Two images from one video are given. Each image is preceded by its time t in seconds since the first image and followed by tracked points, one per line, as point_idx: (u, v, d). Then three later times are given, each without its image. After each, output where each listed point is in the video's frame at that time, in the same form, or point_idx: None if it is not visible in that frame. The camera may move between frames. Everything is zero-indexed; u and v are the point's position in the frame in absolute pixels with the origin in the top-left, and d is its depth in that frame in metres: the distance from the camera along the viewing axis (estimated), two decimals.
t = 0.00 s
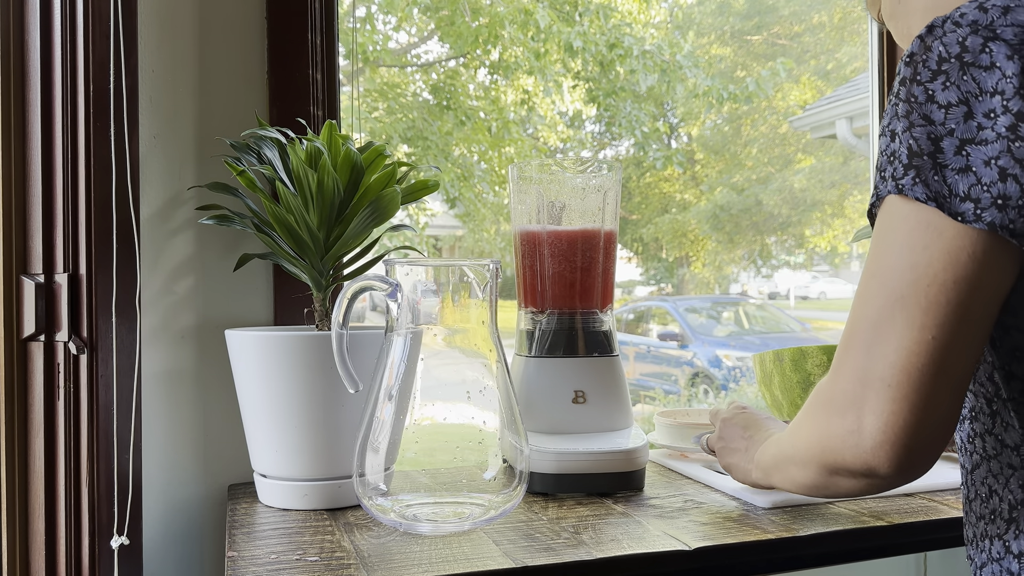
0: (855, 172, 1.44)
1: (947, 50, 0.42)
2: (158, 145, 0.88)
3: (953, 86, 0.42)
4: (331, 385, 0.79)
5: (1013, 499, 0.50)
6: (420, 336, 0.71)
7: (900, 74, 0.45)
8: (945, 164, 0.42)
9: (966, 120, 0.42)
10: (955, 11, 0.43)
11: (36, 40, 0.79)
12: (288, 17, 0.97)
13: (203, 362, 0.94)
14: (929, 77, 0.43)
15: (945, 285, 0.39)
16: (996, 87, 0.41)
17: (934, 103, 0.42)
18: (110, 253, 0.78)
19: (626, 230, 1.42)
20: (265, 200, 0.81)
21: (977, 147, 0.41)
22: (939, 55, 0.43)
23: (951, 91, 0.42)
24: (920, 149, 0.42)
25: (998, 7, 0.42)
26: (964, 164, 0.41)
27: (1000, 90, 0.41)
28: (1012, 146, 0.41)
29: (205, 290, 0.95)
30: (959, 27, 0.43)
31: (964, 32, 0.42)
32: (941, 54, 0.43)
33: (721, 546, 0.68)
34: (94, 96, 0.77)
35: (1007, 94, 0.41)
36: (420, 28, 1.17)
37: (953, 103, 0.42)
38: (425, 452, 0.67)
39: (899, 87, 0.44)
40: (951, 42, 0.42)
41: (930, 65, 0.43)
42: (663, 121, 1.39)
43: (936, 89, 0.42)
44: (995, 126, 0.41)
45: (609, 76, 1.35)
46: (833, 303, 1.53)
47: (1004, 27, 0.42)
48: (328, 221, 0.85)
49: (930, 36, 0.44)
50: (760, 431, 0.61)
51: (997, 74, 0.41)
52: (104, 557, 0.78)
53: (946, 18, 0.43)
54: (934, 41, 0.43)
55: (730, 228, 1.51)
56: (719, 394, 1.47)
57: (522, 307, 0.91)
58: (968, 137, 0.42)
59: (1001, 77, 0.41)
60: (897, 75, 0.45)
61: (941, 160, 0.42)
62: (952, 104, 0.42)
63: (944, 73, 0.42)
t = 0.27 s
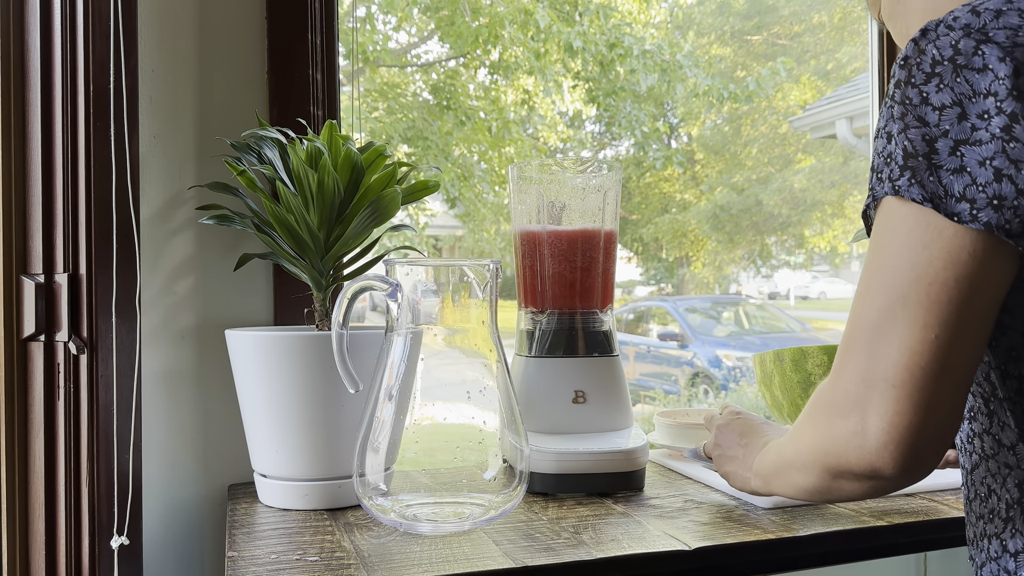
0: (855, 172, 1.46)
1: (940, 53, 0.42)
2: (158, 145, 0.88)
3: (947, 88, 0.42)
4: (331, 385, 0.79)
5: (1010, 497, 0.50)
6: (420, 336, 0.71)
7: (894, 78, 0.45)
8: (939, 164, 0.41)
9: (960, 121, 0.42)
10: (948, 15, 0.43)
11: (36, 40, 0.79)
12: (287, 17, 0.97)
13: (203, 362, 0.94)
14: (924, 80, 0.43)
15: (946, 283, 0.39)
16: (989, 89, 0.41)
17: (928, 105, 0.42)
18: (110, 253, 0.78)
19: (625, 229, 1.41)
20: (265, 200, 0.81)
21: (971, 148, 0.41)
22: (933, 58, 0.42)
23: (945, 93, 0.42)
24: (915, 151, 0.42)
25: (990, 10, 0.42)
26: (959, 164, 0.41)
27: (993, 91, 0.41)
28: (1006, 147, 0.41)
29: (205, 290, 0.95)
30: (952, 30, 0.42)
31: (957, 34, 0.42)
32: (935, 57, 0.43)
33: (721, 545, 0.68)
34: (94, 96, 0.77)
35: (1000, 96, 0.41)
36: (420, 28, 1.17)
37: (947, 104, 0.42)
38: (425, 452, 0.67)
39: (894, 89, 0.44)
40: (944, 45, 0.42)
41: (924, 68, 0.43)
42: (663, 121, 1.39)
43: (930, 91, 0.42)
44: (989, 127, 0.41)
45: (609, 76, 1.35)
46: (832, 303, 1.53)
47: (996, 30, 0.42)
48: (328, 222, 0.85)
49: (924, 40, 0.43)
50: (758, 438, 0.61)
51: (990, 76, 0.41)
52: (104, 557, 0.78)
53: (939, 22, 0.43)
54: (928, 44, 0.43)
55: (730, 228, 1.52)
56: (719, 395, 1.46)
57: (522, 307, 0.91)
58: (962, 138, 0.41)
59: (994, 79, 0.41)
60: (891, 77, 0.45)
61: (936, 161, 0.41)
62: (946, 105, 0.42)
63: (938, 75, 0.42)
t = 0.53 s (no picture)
0: (855, 172, 1.45)
1: (938, 52, 0.43)
2: (157, 145, 0.88)
3: (944, 86, 0.42)
4: (331, 385, 0.79)
5: (1009, 495, 0.50)
6: (420, 336, 0.71)
7: (893, 77, 0.45)
8: (934, 161, 0.41)
9: (956, 118, 0.42)
10: (947, 14, 0.44)
11: (36, 40, 0.79)
12: (286, 17, 0.97)
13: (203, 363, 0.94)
14: (921, 78, 0.43)
15: (946, 279, 0.39)
16: (986, 87, 0.41)
17: (925, 103, 0.42)
18: (110, 253, 0.78)
19: (625, 229, 1.41)
20: (265, 200, 0.81)
21: (967, 145, 0.41)
22: (931, 56, 0.43)
23: (941, 91, 0.42)
24: (911, 148, 0.42)
25: (989, 10, 0.43)
26: (953, 161, 0.41)
27: (990, 89, 0.41)
28: (1002, 144, 0.41)
29: (205, 290, 0.95)
30: (951, 29, 0.43)
31: (955, 34, 0.42)
32: (933, 56, 0.43)
33: (721, 545, 0.68)
34: (93, 96, 0.77)
35: (997, 94, 0.41)
36: (420, 28, 1.17)
37: (943, 102, 0.42)
38: (425, 452, 0.67)
39: (892, 88, 0.45)
40: (943, 44, 0.43)
41: (922, 67, 0.43)
42: (663, 121, 1.38)
43: (927, 89, 0.42)
44: (986, 124, 0.41)
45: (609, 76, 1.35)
46: (832, 303, 1.53)
47: (995, 29, 0.42)
48: (328, 221, 0.85)
49: (923, 38, 0.44)
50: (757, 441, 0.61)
51: (987, 74, 0.41)
52: (104, 557, 0.78)
53: (938, 21, 0.44)
54: (926, 43, 0.43)
55: (730, 228, 1.52)
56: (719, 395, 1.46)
57: (522, 307, 0.91)
58: (958, 135, 0.41)
59: (991, 77, 0.41)
60: (891, 77, 0.46)
61: (931, 158, 0.41)
62: (943, 103, 0.42)
63: (935, 74, 0.42)
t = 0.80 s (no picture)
0: (855, 172, 1.43)
1: (952, 45, 0.42)
2: (157, 145, 0.88)
3: (957, 79, 0.42)
4: (331, 385, 0.79)
5: (1012, 495, 0.50)
6: (420, 336, 0.71)
7: (905, 70, 0.45)
8: (948, 154, 0.41)
9: (970, 112, 0.42)
10: (961, 8, 0.44)
11: (36, 41, 0.79)
12: (287, 16, 0.97)
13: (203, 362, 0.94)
14: (934, 72, 0.43)
15: (958, 280, 0.39)
16: (1001, 81, 0.41)
17: (938, 97, 0.42)
18: (110, 253, 0.78)
19: (626, 229, 1.41)
20: (265, 200, 0.81)
21: (981, 139, 0.41)
22: (945, 50, 0.43)
23: (955, 85, 0.42)
24: (923, 141, 0.42)
25: (1003, 3, 0.42)
26: (966, 156, 0.41)
27: (1006, 83, 0.41)
28: (1017, 139, 0.41)
29: (205, 290, 0.95)
30: (965, 22, 0.43)
31: (970, 27, 0.42)
32: (946, 50, 0.43)
33: (721, 545, 0.68)
34: (93, 96, 0.77)
35: (1013, 87, 0.41)
36: (420, 28, 1.18)
37: (957, 96, 0.42)
38: (425, 452, 0.67)
39: (903, 81, 0.44)
40: (957, 37, 0.42)
41: (935, 61, 0.43)
42: (663, 121, 1.38)
43: (940, 82, 0.42)
44: (1001, 119, 0.41)
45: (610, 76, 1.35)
46: (832, 303, 1.53)
47: (1011, 22, 0.42)
48: (328, 221, 0.85)
49: (936, 31, 0.44)
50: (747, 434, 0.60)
51: (1003, 68, 0.41)
52: (104, 557, 0.78)
53: (952, 14, 0.43)
54: (940, 36, 0.43)
55: (730, 228, 1.50)
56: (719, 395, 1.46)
57: (522, 307, 0.91)
58: (971, 129, 0.41)
59: (1007, 71, 0.41)
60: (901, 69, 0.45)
61: (944, 152, 0.42)
62: (957, 97, 0.42)
63: (949, 67, 0.42)
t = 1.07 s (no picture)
0: (856, 172, 1.43)
1: (981, 29, 0.43)
2: (158, 145, 0.88)
3: (985, 63, 0.42)
4: (331, 385, 0.79)
5: (1015, 486, 0.50)
6: (420, 336, 0.71)
7: (929, 52, 0.45)
8: (970, 138, 0.42)
9: (996, 96, 0.42)
10: None
11: (36, 41, 0.79)
12: (287, 17, 0.98)
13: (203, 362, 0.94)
14: (961, 55, 0.43)
15: (966, 261, 0.40)
16: None
17: (963, 80, 0.43)
18: (110, 253, 0.78)
19: (625, 229, 1.37)
20: (265, 200, 0.81)
21: (1005, 124, 0.42)
22: (973, 33, 0.43)
23: (982, 68, 0.42)
24: (945, 124, 0.42)
25: None
26: (987, 140, 0.42)
27: None
28: None
29: (205, 289, 0.95)
30: (995, 6, 0.43)
31: (1001, 11, 0.43)
32: (975, 33, 0.43)
33: (721, 546, 0.68)
34: (93, 96, 0.77)
35: None
36: (420, 28, 1.18)
37: (983, 79, 0.42)
38: (425, 452, 0.67)
39: (928, 62, 0.45)
40: (986, 21, 0.43)
41: (962, 44, 0.43)
42: (663, 121, 1.36)
43: (967, 65, 0.43)
44: None
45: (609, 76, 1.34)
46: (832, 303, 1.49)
47: None
48: (328, 221, 0.85)
49: (965, 14, 0.44)
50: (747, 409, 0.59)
51: None
52: (104, 557, 0.78)
53: None
54: (969, 20, 0.44)
55: (731, 228, 1.43)
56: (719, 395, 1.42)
57: (522, 307, 0.91)
58: (995, 113, 0.42)
59: None
60: (926, 52, 0.46)
61: (966, 135, 0.42)
62: (983, 80, 0.42)
63: (977, 50, 0.43)
